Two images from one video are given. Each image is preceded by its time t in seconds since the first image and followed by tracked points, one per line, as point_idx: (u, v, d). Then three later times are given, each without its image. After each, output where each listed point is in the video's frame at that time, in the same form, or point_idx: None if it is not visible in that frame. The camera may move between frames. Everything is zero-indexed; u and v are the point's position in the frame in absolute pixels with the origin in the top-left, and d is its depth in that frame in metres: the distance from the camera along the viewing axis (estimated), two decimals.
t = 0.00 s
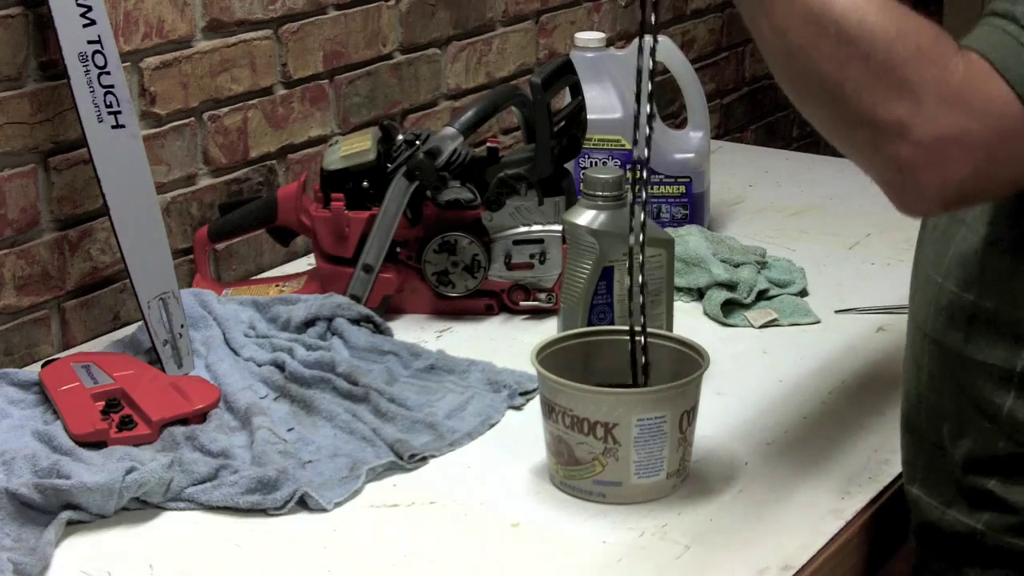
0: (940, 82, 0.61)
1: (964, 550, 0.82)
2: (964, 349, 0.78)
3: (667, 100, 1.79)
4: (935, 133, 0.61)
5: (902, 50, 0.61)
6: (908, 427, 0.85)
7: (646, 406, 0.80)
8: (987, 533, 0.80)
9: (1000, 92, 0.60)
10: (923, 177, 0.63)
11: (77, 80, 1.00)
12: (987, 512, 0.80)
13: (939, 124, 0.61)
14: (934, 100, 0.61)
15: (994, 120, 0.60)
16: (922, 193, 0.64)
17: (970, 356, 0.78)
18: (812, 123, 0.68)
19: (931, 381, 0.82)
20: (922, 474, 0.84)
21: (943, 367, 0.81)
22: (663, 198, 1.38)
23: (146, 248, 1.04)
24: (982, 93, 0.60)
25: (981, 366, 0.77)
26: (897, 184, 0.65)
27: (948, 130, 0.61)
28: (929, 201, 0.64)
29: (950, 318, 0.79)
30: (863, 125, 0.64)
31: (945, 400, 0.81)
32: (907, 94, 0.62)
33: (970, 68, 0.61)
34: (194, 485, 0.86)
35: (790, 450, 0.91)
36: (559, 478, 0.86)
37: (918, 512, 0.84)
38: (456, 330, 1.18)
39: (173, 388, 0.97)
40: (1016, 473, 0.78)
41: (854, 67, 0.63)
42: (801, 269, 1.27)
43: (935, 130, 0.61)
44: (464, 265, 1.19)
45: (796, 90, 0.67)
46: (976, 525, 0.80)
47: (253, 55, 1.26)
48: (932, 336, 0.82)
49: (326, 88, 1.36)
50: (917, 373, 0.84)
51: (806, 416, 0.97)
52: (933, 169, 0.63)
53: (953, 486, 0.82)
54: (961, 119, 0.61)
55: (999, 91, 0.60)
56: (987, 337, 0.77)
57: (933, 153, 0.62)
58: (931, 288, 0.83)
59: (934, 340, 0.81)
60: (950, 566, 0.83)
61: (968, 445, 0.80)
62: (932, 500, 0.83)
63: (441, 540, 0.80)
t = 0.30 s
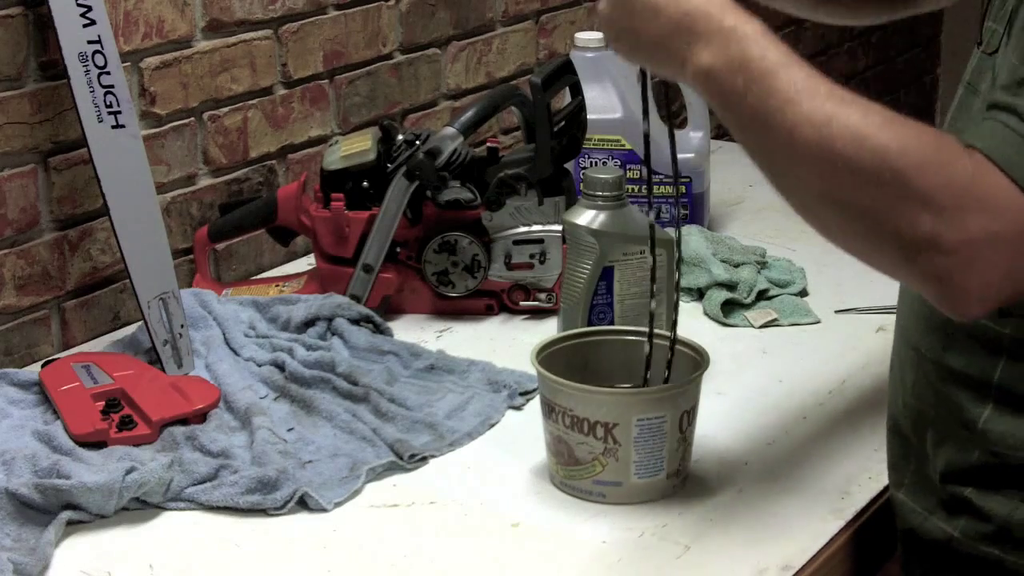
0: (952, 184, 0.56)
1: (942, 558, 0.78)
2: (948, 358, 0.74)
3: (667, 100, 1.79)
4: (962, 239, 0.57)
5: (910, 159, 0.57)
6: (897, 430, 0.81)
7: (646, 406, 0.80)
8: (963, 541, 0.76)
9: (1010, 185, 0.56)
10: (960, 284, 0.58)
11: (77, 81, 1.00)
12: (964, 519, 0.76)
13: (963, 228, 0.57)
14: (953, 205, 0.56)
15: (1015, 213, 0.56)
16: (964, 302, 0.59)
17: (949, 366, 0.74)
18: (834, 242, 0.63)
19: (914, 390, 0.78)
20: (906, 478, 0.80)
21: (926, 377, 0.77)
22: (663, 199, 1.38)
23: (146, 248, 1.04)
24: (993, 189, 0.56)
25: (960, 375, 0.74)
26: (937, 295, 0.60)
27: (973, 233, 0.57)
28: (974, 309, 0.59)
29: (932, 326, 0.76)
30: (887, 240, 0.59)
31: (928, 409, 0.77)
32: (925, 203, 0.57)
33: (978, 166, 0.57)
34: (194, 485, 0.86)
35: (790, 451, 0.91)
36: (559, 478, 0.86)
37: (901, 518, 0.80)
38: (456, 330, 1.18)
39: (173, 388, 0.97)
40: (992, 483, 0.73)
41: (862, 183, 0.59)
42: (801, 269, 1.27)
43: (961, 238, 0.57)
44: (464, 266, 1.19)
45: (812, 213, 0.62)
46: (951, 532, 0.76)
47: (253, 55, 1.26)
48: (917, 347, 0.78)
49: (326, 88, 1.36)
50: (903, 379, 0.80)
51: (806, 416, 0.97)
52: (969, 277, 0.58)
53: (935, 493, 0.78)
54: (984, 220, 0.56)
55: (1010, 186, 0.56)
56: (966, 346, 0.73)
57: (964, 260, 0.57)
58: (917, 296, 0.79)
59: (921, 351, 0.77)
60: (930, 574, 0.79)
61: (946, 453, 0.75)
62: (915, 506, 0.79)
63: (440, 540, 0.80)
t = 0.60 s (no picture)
0: (940, 216, 0.56)
1: (929, 561, 0.77)
2: (936, 362, 0.73)
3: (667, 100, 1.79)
4: (957, 266, 0.56)
5: (898, 194, 0.57)
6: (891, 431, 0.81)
7: (646, 406, 0.80)
8: (949, 544, 0.75)
9: (995, 210, 0.56)
10: (962, 311, 0.58)
11: (77, 81, 1.00)
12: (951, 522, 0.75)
13: (957, 258, 0.56)
14: (943, 235, 0.56)
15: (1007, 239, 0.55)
16: (968, 330, 0.58)
17: (937, 369, 0.73)
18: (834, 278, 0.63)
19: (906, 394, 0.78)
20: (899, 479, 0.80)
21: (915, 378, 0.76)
22: (663, 198, 1.38)
23: (146, 248, 1.04)
24: (981, 217, 0.56)
25: (948, 379, 0.73)
26: (942, 326, 0.59)
27: (967, 261, 0.56)
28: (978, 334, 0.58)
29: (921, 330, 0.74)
30: (885, 274, 0.59)
31: (917, 411, 0.76)
32: (918, 234, 0.57)
33: (966, 195, 0.56)
34: (194, 485, 0.86)
35: (790, 451, 0.91)
36: (559, 478, 0.86)
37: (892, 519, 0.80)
38: (456, 329, 1.18)
39: (173, 388, 0.97)
40: (979, 487, 0.72)
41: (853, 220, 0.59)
42: (801, 269, 1.27)
43: (952, 262, 0.56)
44: (464, 266, 1.19)
45: (810, 254, 0.63)
46: (938, 535, 0.76)
47: (253, 55, 1.26)
48: (908, 349, 0.77)
49: (326, 88, 1.36)
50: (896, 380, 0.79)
51: (806, 416, 0.97)
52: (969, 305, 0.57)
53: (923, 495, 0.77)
54: (979, 246, 0.56)
55: (999, 216, 0.56)
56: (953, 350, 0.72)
57: (962, 288, 0.57)
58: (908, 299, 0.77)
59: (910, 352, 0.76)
60: None
61: (933, 456, 0.75)
62: (906, 508, 0.78)
63: (439, 540, 0.80)
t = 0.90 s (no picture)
0: (879, 124, 0.60)
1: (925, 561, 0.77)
2: (932, 360, 0.74)
3: (667, 100, 1.79)
4: (872, 178, 0.61)
5: (847, 88, 0.61)
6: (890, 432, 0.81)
7: (647, 406, 0.80)
8: (945, 544, 0.75)
9: (936, 138, 0.59)
10: (864, 218, 0.63)
11: (77, 81, 1.00)
12: (948, 522, 0.75)
13: (877, 169, 0.61)
14: (871, 143, 0.61)
15: (931, 167, 0.60)
16: (867, 237, 0.64)
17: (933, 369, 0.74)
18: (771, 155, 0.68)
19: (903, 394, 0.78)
20: (895, 480, 0.80)
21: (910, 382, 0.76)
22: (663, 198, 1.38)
23: (146, 248, 1.04)
24: (918, 141, 0.60)
25: (945, 379, 0.73)
26: (844, 225, 0.65)
27: (885, 176, 0.61)
28: (871, 244, 0.64)
29: (915, 329, 0.75)
30: (810, 165, 0.64)
31: (914, 412, 0.76)
32: (849, 135, 0.61)
33: (911, 115, 0.60)
34: (194, 485, 0.86)
35: (790, 450, 0.91)
36: (559, 478, 0.86)
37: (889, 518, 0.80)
38: (456, 330, 1.18)
39: (173, 388, 0.97)
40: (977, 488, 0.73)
41: (798, 107, 0.63)
42: (801, 269, 1.27)
43: (872, 174, 0.61)
44: (464, 265, 1.19)
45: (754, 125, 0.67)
46: (934, 536, 0.76)
47: (253, 55, 1.26)
48: (903, 350, 0.77)
49: (326, 88, 1.36)
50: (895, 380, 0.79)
51: (806, 416, 0.97)
52: (874, 214, 0.62)
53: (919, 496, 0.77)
54: (902, 165, 0.60)
55: (938, 140, 0.59)
56: (950, 351, 0.72)
57: (871, 197, 0.62)
58: (904, 300, 0.78)
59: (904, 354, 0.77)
60: None
61: (928, 456, 0.75)
62: (902, 506, 0.78)
63: (440, 540, 0.80)
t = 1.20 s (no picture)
0: (876, 143, 0.59)
1: (927, 564, 0.77)
2: (932, 366, 0.74)
3: (667, 100, 1.79)
4: (870, 197, 0.60)
5: (841, 107, 0.60)
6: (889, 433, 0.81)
7: (647, 406, 0.80)
8: (945, 547, 0.75)
9: (931, 154, 0.58)
10: (863, 237, 0.62)
11: (77, 81, 1.00)
12: (948, 525, 0.75)
13: (875, 188, 0.60)
14: (868, 162, 0.60)
15: (929, 184, 0.59)
16: (868, 254, 0.63)
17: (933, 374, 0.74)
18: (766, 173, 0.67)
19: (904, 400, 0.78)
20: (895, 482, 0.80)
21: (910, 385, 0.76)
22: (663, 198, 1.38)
23: (146, 248, 1.04)
24: (916, 159, 0.59)
25: (946, 385, 0.73)
26: (845, 244, 0.64)
27: (883, 196, 0.60)
28: (876, 263, 0.63)
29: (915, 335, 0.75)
30: (807, 184, 0.63)
31: (915, 418, 0.76)
32: (845, 156, 0.60)
33: (907, 134, 0.59)
34: (194, 485, 0.86)
35: (790, 450, 0.91)
36: (559, 478, 0.86)
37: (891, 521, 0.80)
38: (456, 330, 1.18)
39: (173, 388, 0.97)
40: (977, 491, 0.73)
41: (792, 126, 0.62)
42: (801, 269, 1.27)
43: (870, 195, 0.60)
44: (464, 265, 1.19)
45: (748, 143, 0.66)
46: (935, 538, 0.76)
47: (253, 55, 1.26)
48: (903, 353, 0.77)
49: (326, 88, 1.36)
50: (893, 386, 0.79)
51: (807, 416, 0.97)
52: (873, 233, 0.61)
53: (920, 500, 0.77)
54: (899, 184, 0.59)
55: (934, 156, 0.58)
56: (949, 356, 0.72)
57: (868, 216, 0.61)
58: (903, 303, 0.78)
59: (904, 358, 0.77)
60: None
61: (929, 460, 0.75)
62: (904, 511, 0.78)
63: (441, 540, 0.80)
